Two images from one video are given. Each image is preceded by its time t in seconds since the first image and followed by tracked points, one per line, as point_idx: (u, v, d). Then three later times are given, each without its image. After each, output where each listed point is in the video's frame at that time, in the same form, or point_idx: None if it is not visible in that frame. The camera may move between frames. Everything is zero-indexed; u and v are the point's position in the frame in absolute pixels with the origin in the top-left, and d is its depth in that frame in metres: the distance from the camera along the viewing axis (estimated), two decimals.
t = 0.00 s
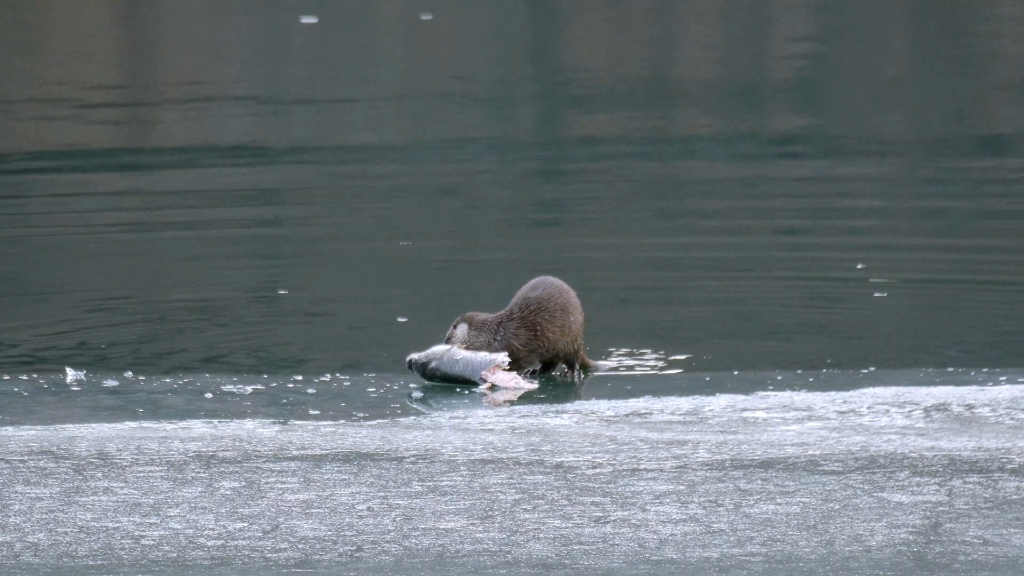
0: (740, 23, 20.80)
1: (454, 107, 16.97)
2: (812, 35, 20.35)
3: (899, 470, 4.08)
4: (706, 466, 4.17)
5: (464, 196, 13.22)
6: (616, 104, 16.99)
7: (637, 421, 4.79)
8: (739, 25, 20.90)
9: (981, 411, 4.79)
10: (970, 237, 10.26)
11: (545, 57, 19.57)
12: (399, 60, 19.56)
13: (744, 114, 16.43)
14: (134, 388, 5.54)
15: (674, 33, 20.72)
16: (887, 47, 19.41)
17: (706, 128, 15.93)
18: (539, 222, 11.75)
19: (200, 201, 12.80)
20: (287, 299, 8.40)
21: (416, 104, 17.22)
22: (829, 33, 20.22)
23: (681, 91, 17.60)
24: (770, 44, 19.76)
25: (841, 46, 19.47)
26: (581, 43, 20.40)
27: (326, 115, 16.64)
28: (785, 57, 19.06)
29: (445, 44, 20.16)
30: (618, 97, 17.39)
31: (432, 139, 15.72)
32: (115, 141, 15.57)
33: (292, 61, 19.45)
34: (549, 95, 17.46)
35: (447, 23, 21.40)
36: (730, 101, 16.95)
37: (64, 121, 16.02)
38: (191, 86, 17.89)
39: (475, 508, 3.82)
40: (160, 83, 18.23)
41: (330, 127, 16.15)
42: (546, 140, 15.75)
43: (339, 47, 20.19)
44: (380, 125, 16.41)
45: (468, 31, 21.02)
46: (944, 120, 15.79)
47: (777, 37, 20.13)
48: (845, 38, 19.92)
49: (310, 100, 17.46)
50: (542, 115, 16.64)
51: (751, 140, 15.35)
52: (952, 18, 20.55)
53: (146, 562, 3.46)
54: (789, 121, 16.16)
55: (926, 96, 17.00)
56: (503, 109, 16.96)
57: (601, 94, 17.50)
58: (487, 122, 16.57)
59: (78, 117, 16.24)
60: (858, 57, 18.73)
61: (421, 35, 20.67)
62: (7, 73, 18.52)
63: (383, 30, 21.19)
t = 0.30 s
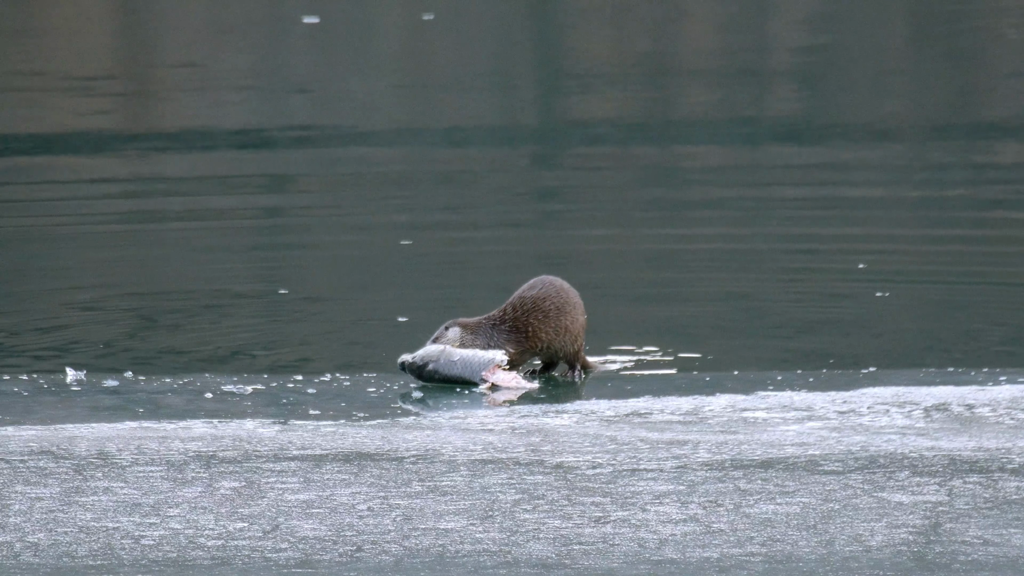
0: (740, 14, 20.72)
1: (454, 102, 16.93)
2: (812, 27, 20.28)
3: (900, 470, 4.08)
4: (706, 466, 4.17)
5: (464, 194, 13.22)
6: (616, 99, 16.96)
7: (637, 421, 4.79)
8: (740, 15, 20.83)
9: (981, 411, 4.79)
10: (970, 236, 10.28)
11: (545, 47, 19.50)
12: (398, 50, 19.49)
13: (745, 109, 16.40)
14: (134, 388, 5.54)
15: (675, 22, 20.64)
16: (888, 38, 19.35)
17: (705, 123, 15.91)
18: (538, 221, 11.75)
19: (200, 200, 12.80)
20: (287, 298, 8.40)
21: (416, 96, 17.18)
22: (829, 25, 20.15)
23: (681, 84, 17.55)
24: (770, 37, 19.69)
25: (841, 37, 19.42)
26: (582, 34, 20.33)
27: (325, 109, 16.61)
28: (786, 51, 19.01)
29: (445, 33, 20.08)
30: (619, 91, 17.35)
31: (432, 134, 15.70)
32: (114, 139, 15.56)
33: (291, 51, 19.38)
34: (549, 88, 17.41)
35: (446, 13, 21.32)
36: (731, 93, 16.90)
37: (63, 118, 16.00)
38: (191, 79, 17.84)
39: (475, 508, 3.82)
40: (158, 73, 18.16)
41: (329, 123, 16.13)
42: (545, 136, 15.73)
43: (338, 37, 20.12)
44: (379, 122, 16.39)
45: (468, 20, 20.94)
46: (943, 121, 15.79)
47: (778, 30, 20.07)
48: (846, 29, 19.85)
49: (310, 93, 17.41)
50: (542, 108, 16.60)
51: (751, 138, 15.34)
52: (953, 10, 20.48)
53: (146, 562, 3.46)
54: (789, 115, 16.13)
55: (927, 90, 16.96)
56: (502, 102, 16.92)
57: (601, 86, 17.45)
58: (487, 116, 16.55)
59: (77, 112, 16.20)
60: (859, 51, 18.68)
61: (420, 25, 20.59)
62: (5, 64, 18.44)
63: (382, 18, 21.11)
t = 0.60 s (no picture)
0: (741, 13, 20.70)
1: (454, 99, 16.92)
2: (812, 24, 20.26)
3: (900, 470, 4.08)
4: (706, 466, 4.17)
5: (465, 191, 13.21)
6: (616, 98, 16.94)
7: (637, 420, 4.79)
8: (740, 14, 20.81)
9: (981, 411, 4.79)
10: (970, 231, 10.28)
11: (545, 45, 19.49)
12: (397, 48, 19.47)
13: (745, 106, 16.38)
14: (133, 388, 5.53)
15: (675, 20, 20.61)
16: (888, 35, 19.32)
17: (706, 120, 15.91)
18: (539, 216, 11.73)
19: (200, 196, 12.78)
20: (288, 296, 8.39)
21: (416, 95, 17.16)
22: (830, 22, 20.12)
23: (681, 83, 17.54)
24: (770, 35, 19.68)
25: (842, 35, 19.40)
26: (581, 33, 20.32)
27: (325, 108, 16.61)
28: (786, 49, 18.99)
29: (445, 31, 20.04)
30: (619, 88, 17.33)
31: (432, 131, 15.68)
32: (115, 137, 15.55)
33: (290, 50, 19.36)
34: (549, 87, 17.40)
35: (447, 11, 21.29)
36: (731, 91, 16.89)
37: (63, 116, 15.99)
38: (191, 77, 17.82)
39: (475, 508, 3.82)
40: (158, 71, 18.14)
41: (329, 122, 16.12)
42: (546, 133, 15.70)
43: (338, 36, 20.10)
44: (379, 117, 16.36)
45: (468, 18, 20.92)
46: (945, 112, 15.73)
47: (778, 29, 20.05)
48: (846, 26, 19.83)
49: (310, 91, 17.39)
50: (542, 106, 16.59)
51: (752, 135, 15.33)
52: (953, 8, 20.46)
53: (146, 562, 3.46)
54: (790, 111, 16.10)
55: (927, 87, 16.93)
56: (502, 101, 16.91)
57: (601, 82, 17.42)
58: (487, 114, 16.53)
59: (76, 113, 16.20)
60: (859, 47, 18.64)
61: (420, 24, 20.56)
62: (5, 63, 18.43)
63: (382, 16, 21.09)
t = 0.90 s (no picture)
0: (741, 9, 20.65)
1: (454, 96, 16.89)
2: (813, 21, 20.23)
3: (900, 470, 4.08)
4: (706, 466, 4.17)
5: (465, 186, 13.21)
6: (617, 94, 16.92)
7: (637, 421, 4.79)
8: (740, 11, 20.79)
9: (980, 411, 4.79)
10: (969, 229, 10.29)
11: (545, 42, 19.47)
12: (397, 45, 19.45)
13: (746, 103, 16.36)
14: (133, 388, 5.53)
15: (675, 17, 20.59)
16: (889, 31, 19.30)
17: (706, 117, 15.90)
18: (538, 212, 11.72)
19: (201, 191, 12.78)
20: (289, 294, 8.39)
21: (416, 92, 17.16)
22: (830, 17, 20.08)
23: (682, 80, 17.51)
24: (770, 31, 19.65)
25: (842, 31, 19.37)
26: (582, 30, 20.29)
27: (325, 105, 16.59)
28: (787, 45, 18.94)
29: (445, 28, 20.02)
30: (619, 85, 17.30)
31: (432, 128, 15.67)
32: (115, 134, 15.54)
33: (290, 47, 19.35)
34: (549, 84, 17.37)
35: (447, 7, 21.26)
36: (731, 89, 16.87)
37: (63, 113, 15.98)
38: (191, 74, 17.79)
39: (475, 508, 3.82)
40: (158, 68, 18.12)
41: (329, 119, 16.11)
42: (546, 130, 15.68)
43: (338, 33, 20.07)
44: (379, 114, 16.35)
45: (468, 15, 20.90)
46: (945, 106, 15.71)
47: (779, 25, 20.00)
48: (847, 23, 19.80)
49: (310, 89, 17.38)
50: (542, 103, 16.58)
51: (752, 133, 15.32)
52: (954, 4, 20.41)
53: (146, 562, 3.46)
54: (791, 108, 16.07)
55: (928, 84, 16.91)
56: (502, 99, 16.90)
57: (602, 79, 17.39)
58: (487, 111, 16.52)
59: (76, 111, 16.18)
60: (861, 43, 18.59)
61: (420, 21, 20.54)
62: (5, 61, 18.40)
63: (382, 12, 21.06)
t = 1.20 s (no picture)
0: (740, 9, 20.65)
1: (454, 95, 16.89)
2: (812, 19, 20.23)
3: (900, 470, 4.08)
4: (706, 466, 4.17)
5: (464, 182, 13.21)
6: (616, 94, 16.92)
7: (637, 420, 4.79)
8: (740, 10, 20.78)
9: (980, 411, 4.79)
10: (967, 225, 10.30)
11: (545, 42, 19.46)
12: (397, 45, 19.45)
13: (746, 102, 16.36)
14: (133, 388, 5.53)
15: (674, 16, 20.59)
16: (888, 30, 19.29)
17: (705, 115, 15.89)
18: (538, 211, 11.72)
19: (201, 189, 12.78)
20: (289, 292, 8.39)
21: (415, 91, 17.16)
22: (830, 16, 20.07)
23: (681, 79, 17.50)
24: (770, 29, 19.63)
25: (841, 30, 19.36)
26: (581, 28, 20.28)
27: (324, 104, 16.59)
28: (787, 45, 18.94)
29: (444, 28, 20.01)
30: (619, 85, 17.31)
31: (431, 126, 15.67)
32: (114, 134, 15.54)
33: (290, 46, 19.34)
34: (549, 83, 17.37)
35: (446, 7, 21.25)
36: (731, 88, 16.87)
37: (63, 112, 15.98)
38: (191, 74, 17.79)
39: (475, 508, 3.82)
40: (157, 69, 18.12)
41: (328, 118, 16.12)
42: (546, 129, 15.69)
43: (338, 32, 20.05)
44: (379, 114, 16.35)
45: (467, 15, 20.89)
46: (944, 104, 15.71)
47: (778, 25, 19.98)
48: (846, 21, 19.80)
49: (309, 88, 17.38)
50: (541, 102, 16.59)
51: (752, 131, 15.31)
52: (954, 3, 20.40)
53: (146, 562, 3.46)
54: (791, 106, 16.09)
55: (928, 83, 16.91)
56: (502, 98, 16.90)
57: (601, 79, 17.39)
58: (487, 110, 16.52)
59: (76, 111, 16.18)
60: (860, 42, 18.59)
61: (420, 21, 20.53)
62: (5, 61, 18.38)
63: (381, 12, 21.05)
